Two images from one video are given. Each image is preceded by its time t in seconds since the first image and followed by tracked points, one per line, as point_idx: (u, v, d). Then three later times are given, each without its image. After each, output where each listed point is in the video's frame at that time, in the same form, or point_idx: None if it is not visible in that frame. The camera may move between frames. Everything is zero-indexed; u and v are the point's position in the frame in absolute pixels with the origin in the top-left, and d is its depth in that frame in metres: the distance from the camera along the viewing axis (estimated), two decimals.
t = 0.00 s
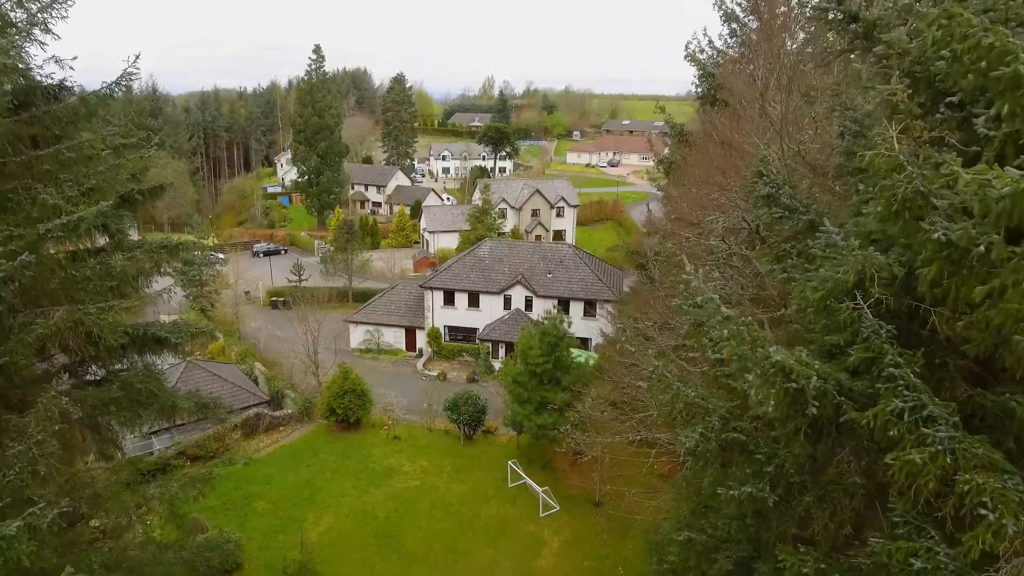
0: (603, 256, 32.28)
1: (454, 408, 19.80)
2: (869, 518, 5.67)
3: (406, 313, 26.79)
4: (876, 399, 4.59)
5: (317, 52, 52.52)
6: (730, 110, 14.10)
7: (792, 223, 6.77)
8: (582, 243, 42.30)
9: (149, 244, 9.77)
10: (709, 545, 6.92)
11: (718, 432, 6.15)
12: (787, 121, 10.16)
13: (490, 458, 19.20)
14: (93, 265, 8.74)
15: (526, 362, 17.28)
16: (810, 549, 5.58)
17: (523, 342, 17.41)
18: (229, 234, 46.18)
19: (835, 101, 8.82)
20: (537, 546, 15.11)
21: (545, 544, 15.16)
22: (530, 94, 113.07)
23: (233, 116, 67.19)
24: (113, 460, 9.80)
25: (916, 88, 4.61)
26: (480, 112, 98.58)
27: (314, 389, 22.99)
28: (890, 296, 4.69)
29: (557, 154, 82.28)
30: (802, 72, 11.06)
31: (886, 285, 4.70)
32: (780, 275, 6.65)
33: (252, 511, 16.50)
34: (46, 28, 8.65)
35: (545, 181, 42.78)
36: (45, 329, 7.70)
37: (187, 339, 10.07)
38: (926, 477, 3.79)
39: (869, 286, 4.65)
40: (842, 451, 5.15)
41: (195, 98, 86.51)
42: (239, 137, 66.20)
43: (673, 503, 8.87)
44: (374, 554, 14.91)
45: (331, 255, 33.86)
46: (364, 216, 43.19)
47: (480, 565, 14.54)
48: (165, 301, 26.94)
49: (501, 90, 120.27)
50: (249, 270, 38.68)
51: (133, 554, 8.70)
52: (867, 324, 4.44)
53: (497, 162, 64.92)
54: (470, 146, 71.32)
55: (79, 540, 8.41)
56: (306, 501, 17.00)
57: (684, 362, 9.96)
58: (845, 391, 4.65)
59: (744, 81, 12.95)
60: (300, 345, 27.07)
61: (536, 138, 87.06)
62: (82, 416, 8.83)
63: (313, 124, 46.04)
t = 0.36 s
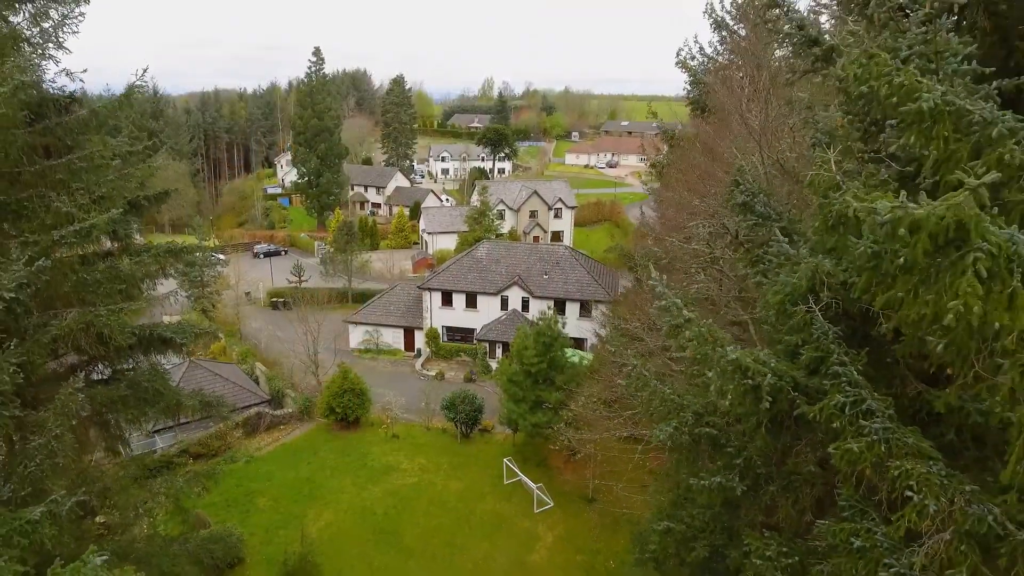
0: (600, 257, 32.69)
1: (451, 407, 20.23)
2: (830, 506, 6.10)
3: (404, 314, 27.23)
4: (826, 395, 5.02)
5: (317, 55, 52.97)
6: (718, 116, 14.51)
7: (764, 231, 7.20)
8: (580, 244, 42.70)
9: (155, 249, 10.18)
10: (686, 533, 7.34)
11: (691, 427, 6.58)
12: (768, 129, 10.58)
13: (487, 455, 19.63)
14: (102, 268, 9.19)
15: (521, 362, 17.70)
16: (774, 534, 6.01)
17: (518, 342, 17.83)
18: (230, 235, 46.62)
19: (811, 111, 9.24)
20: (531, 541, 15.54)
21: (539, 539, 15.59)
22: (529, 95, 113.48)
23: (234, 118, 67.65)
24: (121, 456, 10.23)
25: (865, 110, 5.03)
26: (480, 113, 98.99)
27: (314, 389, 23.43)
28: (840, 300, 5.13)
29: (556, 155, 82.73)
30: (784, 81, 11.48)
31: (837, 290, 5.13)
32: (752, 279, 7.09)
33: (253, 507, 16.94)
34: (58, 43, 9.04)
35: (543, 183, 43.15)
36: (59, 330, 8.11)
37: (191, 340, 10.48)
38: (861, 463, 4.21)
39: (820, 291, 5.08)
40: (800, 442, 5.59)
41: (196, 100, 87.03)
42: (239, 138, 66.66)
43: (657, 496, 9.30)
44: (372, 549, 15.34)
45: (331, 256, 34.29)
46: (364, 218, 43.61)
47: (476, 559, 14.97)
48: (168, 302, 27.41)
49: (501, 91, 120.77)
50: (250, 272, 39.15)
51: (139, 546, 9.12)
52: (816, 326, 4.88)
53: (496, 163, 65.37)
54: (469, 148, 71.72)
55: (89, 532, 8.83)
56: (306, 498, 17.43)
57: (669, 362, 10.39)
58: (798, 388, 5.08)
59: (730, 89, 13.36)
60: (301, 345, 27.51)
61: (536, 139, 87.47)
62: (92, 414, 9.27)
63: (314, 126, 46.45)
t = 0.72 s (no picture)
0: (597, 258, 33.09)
1: (449, 406, 20.67)
2: (796, 495, 6.54)
3: (403, 314, 27.67)
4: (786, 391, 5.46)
5: (317, 57, 53.38)
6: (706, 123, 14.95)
7: (740, 238, 7.65)
8: (578, 245, 43.10)
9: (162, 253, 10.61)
10: (667, 523, 7.81)
11: (667, 421, 7.04)
12: (751, 138, 11.02)
13: (484, 453, 20.08)
14: (112, 272, 9.63)
15: (517, 362, 18.13)
16: (743, 521, 6.44)
17: (514, 342, 18.27)
18: (231, 236, 47.06)
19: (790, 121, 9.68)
20: (526, 536, 15.98)
21: (534, 534, 16.04)
22: (529, 96, 113.85)
23: (234, 119, 68.06)
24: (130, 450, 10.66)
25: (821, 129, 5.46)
26: (479, 114, 99.39)
27: (314, 388, 23.89)
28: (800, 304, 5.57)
29: (556, 156, 83.13)
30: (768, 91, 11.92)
31: (797, 294, 5.56)
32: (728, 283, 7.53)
33: (255, 503, 17.38)
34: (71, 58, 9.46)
35: (542, 184, 43.53)
36: (74, 330, 8.52)
37: (196, 340, 10.91)
38: (810, 452, 4.63)
39: (780, 295, 5.53)
40: (765, 434, 6.05)
41: (196, 100, 87.51)
42: (240, 140, 67.08)
43: (641, 489, 9.75)
44: (371, 543, 15.78)
45: (331, 257, 34.74)
46: (364, 219, 44.02)
47: (472, 553, 15.43)
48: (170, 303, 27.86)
49: (501, 91, 121.12)
50: (251, 272, 39.60)
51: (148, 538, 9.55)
52: (775, 327, 5.33)
53: (495, 164, 65.76)
54: (468, 149, 72.13)
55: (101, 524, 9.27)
56: (307, 494, 17.87)
57: (654, 360, 10.84)
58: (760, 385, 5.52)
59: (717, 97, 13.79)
60: (301, 345, 27.96)
61: (535, 140, 87.86)
62: (102, 411, 9.70)
63: (313, 128, 46.86)
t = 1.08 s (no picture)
0: (594, 259, 33.52)
1: (448, 405, 21.10)
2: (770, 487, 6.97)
3: (403, 315, 28.12)
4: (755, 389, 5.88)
5: (318, 59, 53.80)
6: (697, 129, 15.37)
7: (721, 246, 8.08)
8: (576, 246, 43.53)
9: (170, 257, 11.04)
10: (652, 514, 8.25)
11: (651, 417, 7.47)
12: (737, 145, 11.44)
13: (482, 451, 20.51)
14: (123, 276, 10.05)
15: (514, 362, 18.55)
16: (721, 510, 6.86)
17: (511, 343, 18.69)
18: (232, 237, 47.49)
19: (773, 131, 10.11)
20: (523, 531, 16.42)
21: (530, 530, 16.49)
22: (529, 96, 114.23)
23: (235, 120, 68.47)
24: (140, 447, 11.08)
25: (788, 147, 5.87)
26: (479, 115, 99.80)
27: (315, 387, 24.32)
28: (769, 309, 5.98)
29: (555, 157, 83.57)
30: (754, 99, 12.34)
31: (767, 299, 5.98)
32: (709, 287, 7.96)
33: (258, 500, 17.81)
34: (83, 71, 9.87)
35: (540, 186, 43.92)
36: (89, 332, 8.94)
37: (201, 340, 11.36)
38: (773, 444, 5.05)
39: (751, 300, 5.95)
40: (739, 429, 6.47)
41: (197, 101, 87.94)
42: (241, 141, 67.50)
43: (630, 483, 10.19)
44: (372, 538, 16.22)
45: (332, 259, 35.18)
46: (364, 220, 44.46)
47: (470, 548, 15.87)
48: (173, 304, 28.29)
49: (501, 91, 121.51)
50: (253, 273, 40.07)
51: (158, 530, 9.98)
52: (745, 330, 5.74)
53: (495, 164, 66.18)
54: (468, 150, 72.55)
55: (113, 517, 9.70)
56: (309, 491, 18.32)
57: (643, 361, 11.28)
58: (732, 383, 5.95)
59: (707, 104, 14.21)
60: (302, 346, 28.41)
61: (535, 141, 88.27)
62: (114, 408, 10.13)
63: (314, 130, 47.27)
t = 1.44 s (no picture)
0: (593, 261, 33.94)
1: (448, 404, 21.52)
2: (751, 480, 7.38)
3: (403, 316, 28.55)
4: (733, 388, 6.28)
5: (319, 61, 54.24)
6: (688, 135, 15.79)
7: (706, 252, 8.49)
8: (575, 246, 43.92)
9: (179, 261, 11.46)
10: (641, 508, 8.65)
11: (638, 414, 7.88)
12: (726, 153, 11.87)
13: (481, 450, 20.94)
14: (135, 280, 10.46)
15: (512, 362, 18.97)
16: (704, 503, 7.26)
17: (510, 343, 19.10)
18: (234, 238, 47.91)
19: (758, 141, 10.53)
20: (521, 527, 16.85)
21: (528, 526, 16.92)
22: (529, 96, 114.57)
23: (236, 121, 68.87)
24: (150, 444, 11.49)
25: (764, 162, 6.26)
26: (479, 115, 100.17)
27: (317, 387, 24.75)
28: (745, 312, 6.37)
29: (555, 158, 83.94)
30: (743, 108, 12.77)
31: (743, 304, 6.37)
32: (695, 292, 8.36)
33: (262, 497, 18.24)
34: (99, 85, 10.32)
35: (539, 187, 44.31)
36: (104, 333, 9.35)
37: (208, 341, 11.78)
38: (746, 439, 5.44)
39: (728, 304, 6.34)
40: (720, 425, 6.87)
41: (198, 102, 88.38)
42: (242, 142, 67.93)
43: (622, 479, 10.60)
44: (373, 534, 16.65)
45: (333, 260, 35.59)
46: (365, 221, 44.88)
47: (469, 543, 16.30)
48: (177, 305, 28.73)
49: (501, 92, 121.88)
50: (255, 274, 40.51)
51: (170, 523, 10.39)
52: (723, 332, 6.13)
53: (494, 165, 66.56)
54: (468, 151, 72.93)
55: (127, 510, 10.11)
56: (312, 489, 18.75)
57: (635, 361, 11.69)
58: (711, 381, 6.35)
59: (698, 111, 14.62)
60: (304, 346, 28.84)
61: (535, 141, 88.64)
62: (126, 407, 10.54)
63: (315, 132, 47.67)
